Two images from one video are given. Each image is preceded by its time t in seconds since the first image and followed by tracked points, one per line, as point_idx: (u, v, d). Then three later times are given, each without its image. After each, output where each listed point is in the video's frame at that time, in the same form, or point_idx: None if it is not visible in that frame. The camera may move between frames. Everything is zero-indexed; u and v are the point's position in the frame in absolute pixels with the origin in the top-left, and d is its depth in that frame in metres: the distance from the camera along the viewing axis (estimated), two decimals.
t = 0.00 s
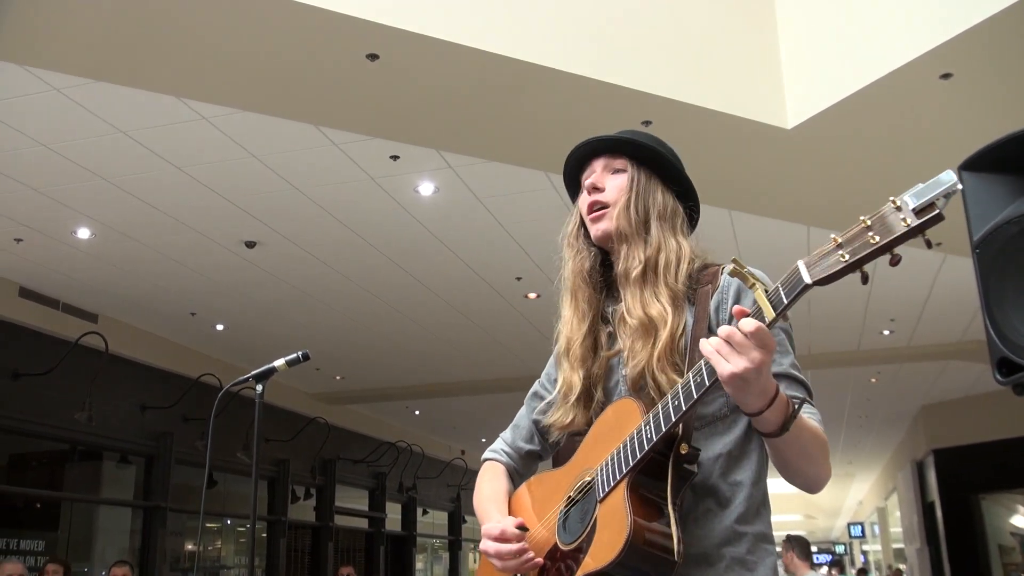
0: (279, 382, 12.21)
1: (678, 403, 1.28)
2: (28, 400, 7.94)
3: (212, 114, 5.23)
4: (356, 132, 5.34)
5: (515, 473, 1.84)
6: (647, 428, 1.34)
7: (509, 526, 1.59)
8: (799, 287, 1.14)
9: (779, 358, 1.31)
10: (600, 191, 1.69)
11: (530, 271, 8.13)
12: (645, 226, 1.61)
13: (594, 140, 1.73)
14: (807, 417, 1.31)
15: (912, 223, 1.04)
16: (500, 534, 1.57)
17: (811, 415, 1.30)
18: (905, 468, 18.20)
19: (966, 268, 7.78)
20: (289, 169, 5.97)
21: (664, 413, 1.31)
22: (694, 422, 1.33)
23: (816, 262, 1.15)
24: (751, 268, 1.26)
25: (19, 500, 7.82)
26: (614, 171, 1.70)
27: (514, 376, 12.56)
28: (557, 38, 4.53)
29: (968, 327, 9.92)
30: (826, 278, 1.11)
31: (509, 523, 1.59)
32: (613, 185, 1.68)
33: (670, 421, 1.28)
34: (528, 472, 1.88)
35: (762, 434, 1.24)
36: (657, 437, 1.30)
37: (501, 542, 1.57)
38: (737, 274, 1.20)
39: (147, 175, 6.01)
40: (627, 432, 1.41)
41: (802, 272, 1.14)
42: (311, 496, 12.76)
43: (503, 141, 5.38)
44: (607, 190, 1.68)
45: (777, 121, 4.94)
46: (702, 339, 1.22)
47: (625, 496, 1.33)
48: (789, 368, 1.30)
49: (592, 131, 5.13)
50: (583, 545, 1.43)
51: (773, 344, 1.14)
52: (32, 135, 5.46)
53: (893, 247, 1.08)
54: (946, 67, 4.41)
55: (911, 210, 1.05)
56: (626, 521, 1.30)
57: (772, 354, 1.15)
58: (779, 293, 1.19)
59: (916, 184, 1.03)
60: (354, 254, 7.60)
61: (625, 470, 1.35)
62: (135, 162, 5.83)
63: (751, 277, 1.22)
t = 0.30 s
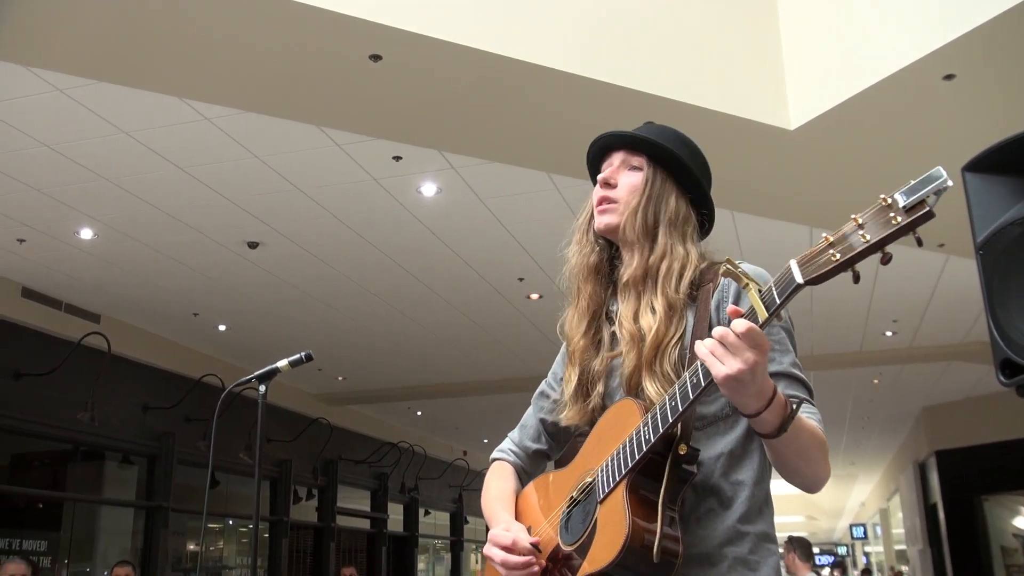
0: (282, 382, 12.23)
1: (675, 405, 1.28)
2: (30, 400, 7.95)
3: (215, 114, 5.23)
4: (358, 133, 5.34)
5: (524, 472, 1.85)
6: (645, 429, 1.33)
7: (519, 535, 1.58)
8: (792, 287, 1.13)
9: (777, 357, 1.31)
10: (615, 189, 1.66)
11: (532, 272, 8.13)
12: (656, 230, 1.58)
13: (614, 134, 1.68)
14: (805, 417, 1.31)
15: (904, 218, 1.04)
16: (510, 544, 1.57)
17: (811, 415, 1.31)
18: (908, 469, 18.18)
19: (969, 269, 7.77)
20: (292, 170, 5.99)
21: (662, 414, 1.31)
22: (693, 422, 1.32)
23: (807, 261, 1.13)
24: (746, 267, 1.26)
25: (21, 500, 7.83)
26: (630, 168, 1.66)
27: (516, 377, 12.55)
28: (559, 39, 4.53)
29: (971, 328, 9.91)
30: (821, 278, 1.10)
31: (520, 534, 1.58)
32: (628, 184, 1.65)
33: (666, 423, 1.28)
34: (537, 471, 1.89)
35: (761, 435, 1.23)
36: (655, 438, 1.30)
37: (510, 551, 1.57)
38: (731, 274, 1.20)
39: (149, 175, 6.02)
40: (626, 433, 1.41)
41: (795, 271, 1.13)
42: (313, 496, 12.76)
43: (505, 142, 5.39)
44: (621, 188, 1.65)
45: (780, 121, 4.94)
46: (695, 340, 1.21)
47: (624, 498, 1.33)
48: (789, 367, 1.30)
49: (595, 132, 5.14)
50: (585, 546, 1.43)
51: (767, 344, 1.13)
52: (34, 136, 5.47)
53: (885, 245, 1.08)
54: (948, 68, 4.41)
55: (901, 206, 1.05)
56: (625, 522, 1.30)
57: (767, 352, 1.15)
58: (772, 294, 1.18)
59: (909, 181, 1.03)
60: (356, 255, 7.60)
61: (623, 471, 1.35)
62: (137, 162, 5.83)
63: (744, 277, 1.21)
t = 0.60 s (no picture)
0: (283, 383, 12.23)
1: (703, 405, 1.27)
2: (32, 400, 7.96)
3: (218, 114, 5.24)
4: (360, 134, 5.35)
5: (513, 470, 1.81)
6: (668, 430, 1.33)
7: (523, 524, 1.55)
8: (835, 291, 1.14)
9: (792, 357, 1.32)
10: (636, 186, 1.60)
11: (533, 273, 8.13)
12: (681, 236, 1.53)
13: (639, 128, 1.61)
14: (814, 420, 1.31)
15: (951, 230, 1.05)
16: (515, 532, 1.54)
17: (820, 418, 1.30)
18: (908, 471, 18.15)
19: (970, 270, 7.77)
20: (294, 171, 6.00)
21: (686, 416, 1.30)
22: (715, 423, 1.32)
23: (850, 266, 1.15)
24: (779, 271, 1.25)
25: (23, 500, 7.84)
26: (652, 166, 1.60)
27: (517, 377, 12.55)
28: (562, 40, 4.54)
29: (972, 329, 9.91)
30: (864, 283, 1.11)
31: (524, 521, 1.55)
32: (651, 183, 1.59)
33: (693, 425, 1.27)
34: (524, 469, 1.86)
35: (782, 436, 1.25)
36: (680, 439, 1.29)
37: (515, 540, 1.53)
38: (770, 277, 1.20)
39: (152, 176, 6.03)
40: (643, 435, 1.40)
41: (838, 275, 1.14)
42: (314, 497, 12.77)
43: (508, 143, 5.39)
44: (643, 186, 1.59)
45: (782, 123, 4.94)
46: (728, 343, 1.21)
47: (647, 501, 1.33)
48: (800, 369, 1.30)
49: (597, 133, 5.14)
50: (600, 546, 1.42)
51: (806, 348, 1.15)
52: (37, 136, 5.47)
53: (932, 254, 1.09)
54: (951, 70, 4.41)
55: (948, 218, 1.07)
56: (650, 524, 1.30)
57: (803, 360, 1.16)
58: (811, 297, 1.19)
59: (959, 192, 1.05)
60: (357, 255, 7.61)
61: (644, 472, 1.35)
62: (139, 163, 5.84)
63: (782, 281, 1.21)
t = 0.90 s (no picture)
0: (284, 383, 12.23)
1: (722, 407, 1.27)
2: (33, 400, 7.96)
3: (219, 115, 5.24)
4: (362, 134, 5.35)
5: (507, 468, 1.82)
6: (684, 429, 1.31)
7: (538, 521, 1.55)
8: (863, 295, 1.14)
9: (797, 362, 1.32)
10: (650, 188, 1.58)
11: (535, 274, 8.13)
12: (699, 242, 1.52)
13: (656, 128, 1.58)
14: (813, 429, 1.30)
15: (982, 237, 1.08)
16: (529, 529, 1.54)
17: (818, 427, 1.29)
18: (909, 472, 18.14)
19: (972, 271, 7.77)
20: (296, 171, 5.99)
21: (704, 416, 1.29)
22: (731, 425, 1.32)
23: (877, 271, 1.16)
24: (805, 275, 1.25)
25: (25, 499, 7.84)
26: (667, 168, 1.59)
27: (517, 378, 12.55)
28: (565, 40, 4.54)
29: (973, 331, 9.90)
30: (893, 287, 1.13)
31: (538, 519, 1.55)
32: (667, 187, 1.57)
33: (713, 425, 1.26)
34: (518, 468, 1.86)
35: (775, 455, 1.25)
36: (698, 440, 1.28)
37: (528, 537, 1.53)
38: (794, 281, 1.19)
39: (154, 176, 6.03)
40: (654, 437, 1.39)
41: (866, 280, 1.16)
42: (315, 498, 12.77)
43: (511, 144, 5.39)
44: (658, 189, 1.57)
45: (785, 124, 4.94)
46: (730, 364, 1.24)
47: (662, 501, 1.30)
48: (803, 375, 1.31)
49: (598, 134, 5.14)
50: (612, 547, 1.40)
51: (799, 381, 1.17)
52: (39, 136, 5.47)
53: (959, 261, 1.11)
54: (953, 71, 4.41)
55: (979, 226, 1.09)
56: (666, 523, 1.28)
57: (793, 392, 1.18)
58: (838, 300, 1.19)
59: (990, 200, 1.07)
60: (359, 256, 7.60)
61: (658, 472, 1.33)
62: (141, 163, 5.84)
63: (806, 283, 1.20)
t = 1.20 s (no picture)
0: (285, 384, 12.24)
1: (704, 403, 1.26)
2: (35, 401, 7.97)
3: (220, 116, 5.24)
4: (363, 135, 5.36)
5: (523, 470, 1.83)
6: (670, 427, 1.32)
7: (530, 524, 1.56)
8: (833, 286, 1.12)
9: (790, 357, 1.30)
10: (646, 189, 1.58)
11: (537, 274, 8.13)
12: (696, 241, 1.51)
13: (652, 130, 1.59)
14: (808, 427, 1.27)
15: (950, 222, 1.03)
16: (522, 532, 1.55)
17: (813, 424, 1.27)
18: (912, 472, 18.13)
19: (974, 271, 7.76)
20: (297, 172, 5.99)
21: (688, 413, 1.29)
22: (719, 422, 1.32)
23: (848, 261, 1.13)
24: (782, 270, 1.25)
25: (27, 500, 7.85)
26: (663, 167, 1.58)
27: (518, 379, 12.54)
28: (566, 41, 4.54)
29: (976, 330, 9.89)
30: (862, 277, 1.09)
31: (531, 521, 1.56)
32: (662, 186, 1.57)
33: (694, 422, 1.27)
34: (535, 469, 1.87)
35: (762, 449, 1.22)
36: (681, 437, 1.28)
37: (522, 538, 1.55)
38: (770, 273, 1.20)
39: (156, 177, 6.04)
40: (646, 434, 1.40)
41: (836, 270, 1.12)
42: (316, 498, 12.77)
43: (512, 144, 5.39)
44: (653, 189, 1.57)
45: (786, 124, 4.94)
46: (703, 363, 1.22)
47: (649, 497, 1.32)
48: (798, 371, 1.29)
49: (599, 134, 5.14)
50: (603, 545, 1.41)
51: (775, 371, 1.15)
52: (41, 137, 5.49)
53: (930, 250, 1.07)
54: (955, 71, 4.41)
55: (948, 210, 1.05)
56: (651, 521, 1.30)
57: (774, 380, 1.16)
58: (811, 292, 1.17)
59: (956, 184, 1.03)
60: (360, 256, 7.61)
61: (647, 470, 1.34)
62: (143, 164, 5.85)
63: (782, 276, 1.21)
